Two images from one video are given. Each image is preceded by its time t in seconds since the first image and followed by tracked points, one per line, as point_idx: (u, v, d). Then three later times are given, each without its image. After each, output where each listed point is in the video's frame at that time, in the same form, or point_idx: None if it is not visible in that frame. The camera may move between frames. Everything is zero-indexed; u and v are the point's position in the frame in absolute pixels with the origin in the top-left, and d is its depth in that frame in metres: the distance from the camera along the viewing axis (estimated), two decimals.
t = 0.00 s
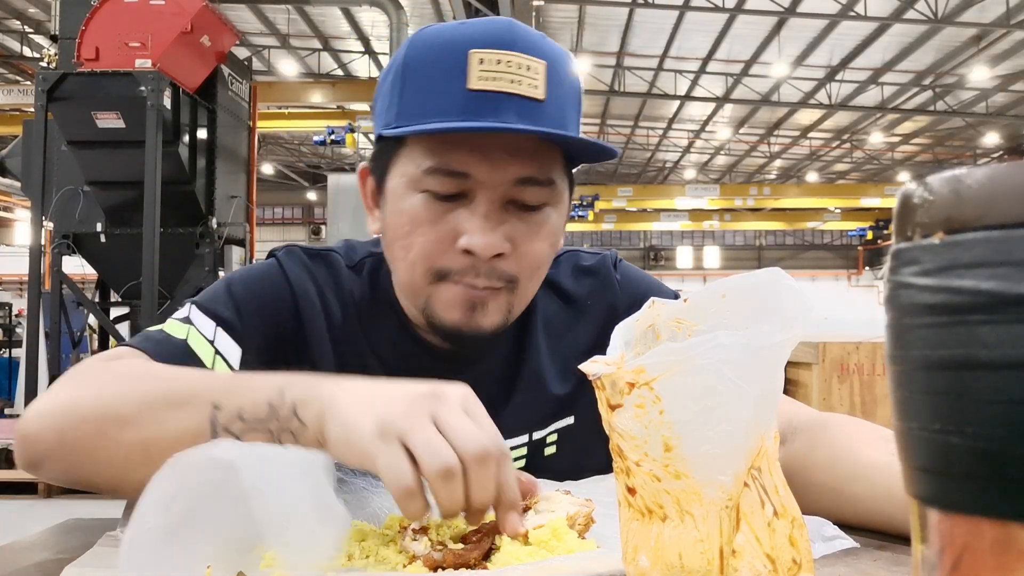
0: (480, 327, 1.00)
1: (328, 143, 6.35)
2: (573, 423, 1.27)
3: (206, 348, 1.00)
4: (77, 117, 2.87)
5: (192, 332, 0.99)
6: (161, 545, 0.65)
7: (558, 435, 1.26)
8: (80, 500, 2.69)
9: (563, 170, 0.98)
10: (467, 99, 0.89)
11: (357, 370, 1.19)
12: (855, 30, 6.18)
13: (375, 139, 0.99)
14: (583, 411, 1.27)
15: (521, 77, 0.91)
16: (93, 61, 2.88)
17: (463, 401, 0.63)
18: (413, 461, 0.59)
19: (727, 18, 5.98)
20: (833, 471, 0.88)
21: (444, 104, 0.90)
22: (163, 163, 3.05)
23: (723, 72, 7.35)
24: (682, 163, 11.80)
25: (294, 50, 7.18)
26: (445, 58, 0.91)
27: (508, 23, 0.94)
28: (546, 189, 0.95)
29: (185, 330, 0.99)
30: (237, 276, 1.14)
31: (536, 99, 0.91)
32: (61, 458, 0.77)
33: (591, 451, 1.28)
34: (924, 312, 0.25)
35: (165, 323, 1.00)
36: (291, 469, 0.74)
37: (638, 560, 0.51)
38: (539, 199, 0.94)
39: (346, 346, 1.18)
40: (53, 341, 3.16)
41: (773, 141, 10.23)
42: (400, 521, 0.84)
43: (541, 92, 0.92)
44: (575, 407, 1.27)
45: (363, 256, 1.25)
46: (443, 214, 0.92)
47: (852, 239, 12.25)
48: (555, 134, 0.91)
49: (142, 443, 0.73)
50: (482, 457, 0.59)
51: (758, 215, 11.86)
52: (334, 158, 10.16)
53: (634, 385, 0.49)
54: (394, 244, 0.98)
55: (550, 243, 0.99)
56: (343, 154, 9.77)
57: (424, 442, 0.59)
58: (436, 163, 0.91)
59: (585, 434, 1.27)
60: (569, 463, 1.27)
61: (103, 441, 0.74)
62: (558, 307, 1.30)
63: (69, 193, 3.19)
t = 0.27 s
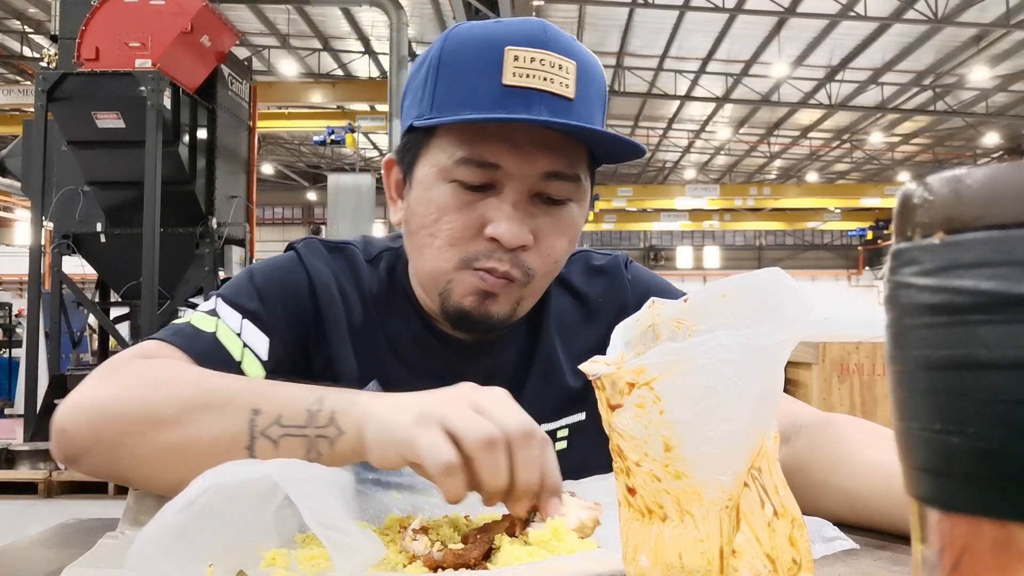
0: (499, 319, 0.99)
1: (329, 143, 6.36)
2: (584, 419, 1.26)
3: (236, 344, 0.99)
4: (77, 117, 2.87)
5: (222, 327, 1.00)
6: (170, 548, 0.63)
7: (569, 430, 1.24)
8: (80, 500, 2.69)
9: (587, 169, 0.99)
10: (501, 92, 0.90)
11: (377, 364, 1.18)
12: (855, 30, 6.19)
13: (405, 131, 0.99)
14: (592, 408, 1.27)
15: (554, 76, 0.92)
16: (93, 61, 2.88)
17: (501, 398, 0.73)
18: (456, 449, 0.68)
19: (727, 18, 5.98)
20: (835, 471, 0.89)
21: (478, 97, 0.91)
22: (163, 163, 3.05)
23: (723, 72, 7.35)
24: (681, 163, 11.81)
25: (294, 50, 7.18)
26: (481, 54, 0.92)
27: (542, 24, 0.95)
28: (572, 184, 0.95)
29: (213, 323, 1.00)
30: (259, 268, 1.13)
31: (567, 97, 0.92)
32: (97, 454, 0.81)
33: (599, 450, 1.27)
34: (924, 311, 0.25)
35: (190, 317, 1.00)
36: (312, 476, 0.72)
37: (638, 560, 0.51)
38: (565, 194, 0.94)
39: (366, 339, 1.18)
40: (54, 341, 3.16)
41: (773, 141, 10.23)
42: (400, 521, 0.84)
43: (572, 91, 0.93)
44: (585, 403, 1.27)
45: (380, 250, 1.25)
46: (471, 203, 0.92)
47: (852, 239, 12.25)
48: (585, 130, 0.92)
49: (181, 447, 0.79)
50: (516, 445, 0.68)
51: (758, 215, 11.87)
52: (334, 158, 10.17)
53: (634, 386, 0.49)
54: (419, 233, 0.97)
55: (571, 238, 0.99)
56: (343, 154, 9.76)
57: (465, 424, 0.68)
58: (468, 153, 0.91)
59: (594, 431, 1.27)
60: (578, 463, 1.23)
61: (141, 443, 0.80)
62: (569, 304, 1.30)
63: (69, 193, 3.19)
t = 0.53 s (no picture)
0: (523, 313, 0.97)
1: (329, 143, 6.36)
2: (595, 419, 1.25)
3: (231, 356, 0.97)
4: (77, 117, 2.86)
5: (217, 339, 0.97)
6: (168, 547, 0.64)
7: (580, 430, 1.23)
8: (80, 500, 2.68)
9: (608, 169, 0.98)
10: (526, 87, 0.90)
11: (387, 368, 1.17)
12: (855, 30, 6.18)
13: (431, 126, 1.00)
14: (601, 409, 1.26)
15: (579, 74, 0.92)
16: (93, 61, 2.88)
17: (459, 385, 0.64)
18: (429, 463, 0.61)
19: (727, 18, 5.97)
20: (836, 472, 0.89)
21: (503, 91, 0.91)
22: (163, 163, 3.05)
23: (723, 72, 7.35)
24: (681, 163, 11.81)
25: (294, 50, 7.18)
26: (510, 52, 0.94)
27: (570, 27, 0.96)
28: (593, 181, 0.94)
29: (210, 337, 0.97)
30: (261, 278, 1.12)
31: (591, 96, 0.92)
32: (86, 481, 0.77)
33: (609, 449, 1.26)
34: (925, 312, 0.25)
35: (190, 332, 0.98)
36: (289, 477, 0.74)
37: (638, 560, 0.51)
38: (585, 190, 0.94)
39: (374, 344, 1.17)
40: (53, 341, 3.15)
41: (773, 141, 10.23)
42: (402, 521, 0.84)
43: (596, 91, 0.93)
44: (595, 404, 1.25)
45: (392, 255, 1.25)
46: (492, 195, 0.92)
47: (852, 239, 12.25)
48: (607, 128, 0.92)
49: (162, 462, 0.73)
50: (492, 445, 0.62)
51: (758, 215, 11.87)
52: (334, 158, 10.16)
53: (633, 386, 0.49)
54: (443, 226, 0.97)
55: (592, 235, 0.98)
56: (343, 154, 9.76)
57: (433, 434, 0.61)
58: (492, 145, 0.91)
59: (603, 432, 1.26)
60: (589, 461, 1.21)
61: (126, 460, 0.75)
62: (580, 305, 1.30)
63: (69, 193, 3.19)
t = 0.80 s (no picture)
0: (498, 312, 0.97)
1: (329, 143, 6.36)
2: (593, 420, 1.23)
3: (198, 383, 1.01)
4: (77, 117, 2.87)
5: (185, 365, 1.01)
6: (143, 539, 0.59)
7: (577, 432, 1.22)
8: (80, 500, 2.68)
9: (594, 169, 0.97)
10: (508, 83, 0.91)
11: (380, 376, 1.16)
12: (856, 30, 6.19)
13: (420, 122, 1.02)
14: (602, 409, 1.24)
15: (563, 71, 0.92)
16: (93, 61, 2.88)
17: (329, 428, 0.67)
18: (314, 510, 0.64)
19: (727, 18, 5.98)
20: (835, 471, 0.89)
21: (485, 85, 0.91)
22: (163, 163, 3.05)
23: (723, 72, 7.36)
24: (681, 163, 11.82)
25: (294, 50, 7.18)
26: (494, 48, 0.94)
27: (558, 25, 0.96)
28: (576, 179, 0.93)
29: (179, 364, 1.02)
30: (241, 300, 1.15)
31: (575, 92, 0.91)
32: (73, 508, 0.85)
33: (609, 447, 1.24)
34: (924, 313, 0.25)
35: (165, 356, 1.04)
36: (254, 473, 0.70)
37: (638, 560, 0.51)
38: (568, 187, 0.93)
39: (364, 353, 1.17)
40: (53, 341, 3.15)
41: (773, 141, 10.23)
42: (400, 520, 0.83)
43: (581, 88, 0.92)
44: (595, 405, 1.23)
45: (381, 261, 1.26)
46: (472, 190, 0.92)
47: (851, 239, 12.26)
48: (590, 124, 0.91)
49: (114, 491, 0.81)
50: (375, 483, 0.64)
51: (758, 215, 11.87)
52: (334, 158, 10.17)
53: (634, 385, 0.49)
54: (425, 220, 0.97)
55: (575, 234, 0.97)
56: (343, 154, 9.76)
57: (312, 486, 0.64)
58: (473, 140, 0.91)
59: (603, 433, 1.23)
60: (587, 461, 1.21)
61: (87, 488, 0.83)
62: (575, 307, 1.30)
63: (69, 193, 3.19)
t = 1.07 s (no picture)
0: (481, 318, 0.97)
1: (328, 143, 6.36)
2: (577, 424, 1.25)
3: (186, 387, 1.01)
4: (77, 117, 2.86)
5: (172, 369, 1.02)
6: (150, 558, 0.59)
7: (562, 436, 1.24)
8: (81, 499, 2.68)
9: (570, 166, 0.97)
10: (474, 87, 0.90)
11: (366, 379, 1.16)
12: (856, 30, 6.19)
13: (389, 130, 1.01)
14: (589, 413, 1.26)
15: (529, 70, 0.91)
16: (93, 61, 2.88)
17: (362, 406, 0.75)
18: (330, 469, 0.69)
19: (727, 18, 5.97)
20: (834, 472, 0.89)
21: (450, 91, 0.91)
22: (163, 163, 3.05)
23: (723, 72, 7.36)
24: (681, 163, 11.81)
25: (294, 50, 7.18)
26: (457, 51, 0.93)
27: (522, 20, 0.95)
28: (551, 178, 0.93)
29: (166, 367, 1.02)
30: (226, 302, 1.15)
31: (542, 92, 0.91)
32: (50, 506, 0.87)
33: (592, 451, 1.26)
34: (923, 312, 0.25)
35: (150, 360, 1.04)
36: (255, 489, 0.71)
37: (638, 560, 0.51)
38: (543, 189, 0.93)
39: (349, 355, 1.17)
40: (54, 341, 3.16)
41: (773, 141, 10.23)
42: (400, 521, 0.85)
43: (549, 85, 0.92)
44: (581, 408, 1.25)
45: (366, 263, 1.26)
46: (444, 198, 0.92)
47: (852, 239, 12.26)
48: (561, 124, 0.91)
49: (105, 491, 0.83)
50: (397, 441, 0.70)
51: (758, 215, 11.88)
52: (334, 158, 10.16)
53: (634, 385, 0.49)
54: (400, 231, 0.97)
55: (554, 235, 0.97)
56: (343, 154, 9.75)
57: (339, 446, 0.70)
58: (441, 148, 0.91)
59: (588, 437, 1.26)
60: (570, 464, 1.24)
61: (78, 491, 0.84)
62: (563, 310, 1.30)
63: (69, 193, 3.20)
